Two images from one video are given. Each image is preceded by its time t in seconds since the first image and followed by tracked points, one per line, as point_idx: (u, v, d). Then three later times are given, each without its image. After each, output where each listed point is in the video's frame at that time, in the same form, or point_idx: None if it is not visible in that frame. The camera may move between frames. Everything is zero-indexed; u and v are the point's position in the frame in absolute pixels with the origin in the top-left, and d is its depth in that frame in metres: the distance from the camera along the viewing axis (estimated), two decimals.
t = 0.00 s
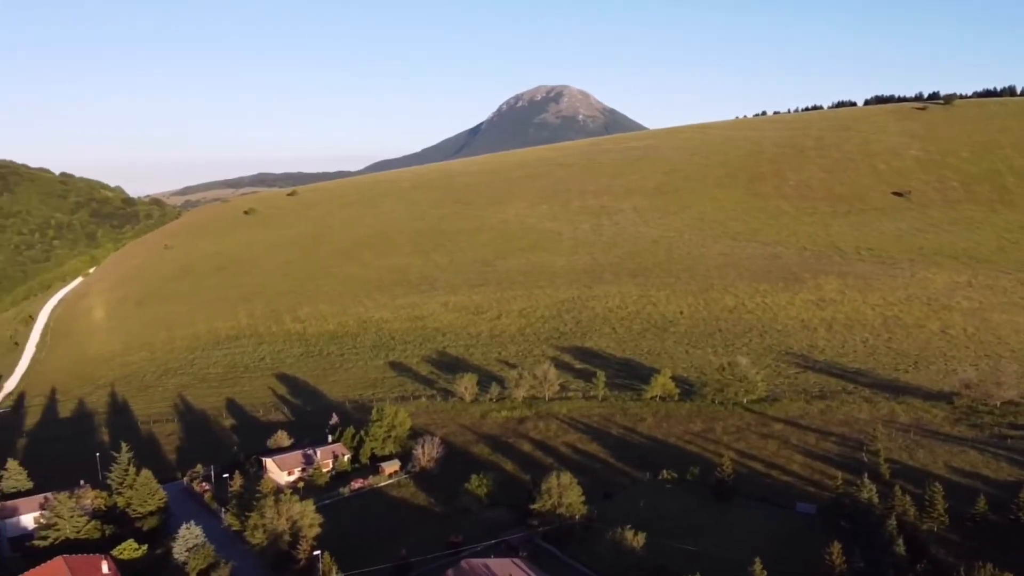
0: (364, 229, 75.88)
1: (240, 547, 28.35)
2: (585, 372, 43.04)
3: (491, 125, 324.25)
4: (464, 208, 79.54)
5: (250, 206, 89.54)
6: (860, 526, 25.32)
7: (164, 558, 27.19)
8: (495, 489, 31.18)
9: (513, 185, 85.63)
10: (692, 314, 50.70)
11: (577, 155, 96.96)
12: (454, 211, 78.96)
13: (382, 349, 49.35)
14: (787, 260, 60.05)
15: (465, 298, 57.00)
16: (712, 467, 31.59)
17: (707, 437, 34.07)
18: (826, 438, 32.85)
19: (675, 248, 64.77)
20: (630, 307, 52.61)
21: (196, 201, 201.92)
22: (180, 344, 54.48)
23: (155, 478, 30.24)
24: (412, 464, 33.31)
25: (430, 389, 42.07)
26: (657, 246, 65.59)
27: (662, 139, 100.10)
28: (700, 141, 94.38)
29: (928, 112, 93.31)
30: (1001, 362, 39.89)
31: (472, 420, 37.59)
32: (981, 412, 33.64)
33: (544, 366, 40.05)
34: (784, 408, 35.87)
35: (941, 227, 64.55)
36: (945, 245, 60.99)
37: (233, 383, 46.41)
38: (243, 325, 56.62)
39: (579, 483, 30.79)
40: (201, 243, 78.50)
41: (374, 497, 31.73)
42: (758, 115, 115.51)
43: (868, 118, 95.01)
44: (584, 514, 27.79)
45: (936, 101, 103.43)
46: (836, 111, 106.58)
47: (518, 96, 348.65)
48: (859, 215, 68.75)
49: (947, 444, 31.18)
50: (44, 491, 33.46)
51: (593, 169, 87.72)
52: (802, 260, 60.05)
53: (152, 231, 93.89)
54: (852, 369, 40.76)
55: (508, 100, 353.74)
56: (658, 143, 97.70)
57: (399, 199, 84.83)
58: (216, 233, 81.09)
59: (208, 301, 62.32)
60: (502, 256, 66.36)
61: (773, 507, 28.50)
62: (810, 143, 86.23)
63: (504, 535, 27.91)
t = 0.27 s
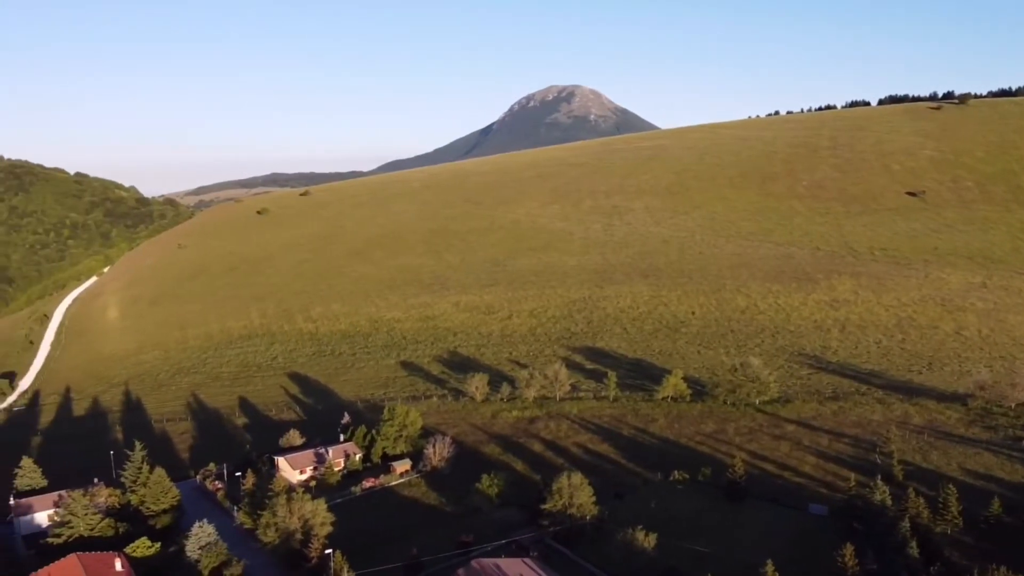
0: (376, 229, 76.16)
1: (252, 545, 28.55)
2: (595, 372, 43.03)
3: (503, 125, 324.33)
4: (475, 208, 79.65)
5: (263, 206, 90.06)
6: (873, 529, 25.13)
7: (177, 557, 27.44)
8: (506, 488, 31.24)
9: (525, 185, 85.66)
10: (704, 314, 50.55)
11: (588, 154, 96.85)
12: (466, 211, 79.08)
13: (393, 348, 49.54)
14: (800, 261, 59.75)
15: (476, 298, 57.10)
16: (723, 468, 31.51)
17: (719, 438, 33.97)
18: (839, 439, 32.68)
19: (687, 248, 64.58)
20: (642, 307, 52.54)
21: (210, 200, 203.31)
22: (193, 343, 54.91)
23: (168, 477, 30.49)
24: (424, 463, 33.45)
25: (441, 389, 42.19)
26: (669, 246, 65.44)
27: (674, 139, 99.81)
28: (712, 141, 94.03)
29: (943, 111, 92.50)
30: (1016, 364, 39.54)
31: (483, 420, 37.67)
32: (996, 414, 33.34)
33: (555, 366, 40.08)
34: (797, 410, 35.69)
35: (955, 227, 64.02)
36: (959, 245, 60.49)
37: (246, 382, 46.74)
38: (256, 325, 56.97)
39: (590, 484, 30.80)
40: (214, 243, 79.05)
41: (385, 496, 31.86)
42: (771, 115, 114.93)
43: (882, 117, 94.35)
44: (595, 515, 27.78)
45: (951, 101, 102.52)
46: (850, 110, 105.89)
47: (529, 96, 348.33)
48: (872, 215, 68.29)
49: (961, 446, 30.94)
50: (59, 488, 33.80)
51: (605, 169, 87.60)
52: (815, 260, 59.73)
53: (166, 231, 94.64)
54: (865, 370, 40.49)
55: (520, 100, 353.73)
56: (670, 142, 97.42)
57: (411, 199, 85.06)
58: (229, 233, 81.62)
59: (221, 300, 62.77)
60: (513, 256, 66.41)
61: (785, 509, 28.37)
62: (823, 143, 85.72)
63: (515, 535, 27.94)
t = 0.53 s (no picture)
0: (391, 229, 76.48)
1: (268, 543, 28.81)
2: (610, 372, 42.98)
3: (518, 125, 324.41)
4: (490, 208, 79.76)
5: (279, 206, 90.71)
6: (890, 532, 24.90)
7: (194, 553, 27.75)
8: (520, 488, 31.28)
9: (540, 185, 85.66)
10: (719, 315, 50.35)
11: (603, 154, 96.71)
12: (480, 211, 79.23)
13: (408, 348, 49.75)
14: (817, 261, 59.31)
15: (491, 297, 57.19)
16: (739, 470, 31.36)
17: (734, 440, 33.81)
18: (855, 441, 32.43)
19: (702, 249, 64.32)
20: (657, 307, 52.41)
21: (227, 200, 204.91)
22: (210, 342, 55.44)
23: (185, 474, 30.85)
24: (438, 462, 33.56)
25: (456, 388, 42.33)
26: (684, 246, 65.19)
27: (689, 139, 99.43)
28: (729, 141, 93.57)
29: (963, 110, 91.46)
30: None
31: (497, 419, 37.76)
32: (1016, 416, 32.93)
33: (569, 367, 40.10)
34: (813, 411, 35.46)
35: (975, 228, 63.28)
36: (979, 246, 59.78)
37: (262, 380, 47.14)
38: (272, 324, 57.43)
39: (604, 485, 30.77)
40: (231, 243, 79.73)
41: (399, 495, 32.03)
42: (788, 114, 114.15)
43: (901, 117, 93.46)
44: (609, 515, 27.74)
45: (971, 100, 101.32)
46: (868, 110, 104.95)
47: (544, 96, 347.99)
48: (890, 216, 67.67)
49: (979, 449, 30.59)
50: (77, 485, 34.26)
51: (620, 168, 87.42)
52: (832, 261, 59.29)
53: (183, 230, 95.57)
54: (882, 372, 40.14)
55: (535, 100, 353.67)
56: (686, 142, 97.06)
57: (426, 199, 85.35)
58: (246, 232, 82.28)
59: (238, 299, 63.33)
60: (528, 256, 66.46)
61: (801, 511, 28.18)
62: (841, 142, 85.04)
63: (529, 535, 27.96)
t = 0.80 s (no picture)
0: (404, 229, 76.71)
1: (281, 541, 29.01)
2: (623, 373, 42.91)
3: (531, 125, 324.33)
4: (503, 208, 79.82)
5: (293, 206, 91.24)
6: (904, 534, 24.71)
7: (208, 551, 28.00)
8: (532, 488, 31.30)
9: (553, 185, 85.62)
10: (733, 315, 50.12)
11: (617, 154, 96.50)
12: (493, 211, 79.32)
13: (421, 347, 49.93)
14: (831, 262, 58.90)
15: (504, 297, 57.25)
16: (752, 471, 31.22)
17: (748, 441, 33.66)
18: (870, 443, 32.20)
19: (716, 249, 64.04)
20: (670, 308, 52.27)
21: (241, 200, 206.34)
22: (225, 341, 55.86)
23: (199, 472, 31.12)
24: (450, 461, 33.64)
25: (468, 388, 42.43)
26: (698, 246, 64.94)
27: (703, 138, 99.06)
28: (743, 140, 93.10)
29: (981, 110, 90.48)
30: None
31: (509, 419, 37.81)
32: None
33: (581, 367, 40.07)
34: (827, 413, 35.24)
35: (992, 228, 62.60)
36: (997, 246, 59.13)
37: (276, 379, 47.48)
38: (286, 323, 57.80)
39: (617, 485, 30.73)
40: (245, 242, 80.28)
41: (411, 494, 32.15)
42: (803, 114, 113.43)
43: (917, 116, 92.63)
44: (622, 516, 27.69)
45: (989, 99, 100.20)
46: (884, 109, 104.08)
47: (558, 95, 347.41)
48: (907, 216, 67.07)
49: (996, 451, 30.28)
50: (93, 483, 34.62)
51: (633, 168, 87.21)
52: (848, 261, 58.87)
53: (199, 230, 96.34)
54: (898, 373, 39.82)
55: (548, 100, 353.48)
56: (700, 142, 96.70)
57: (439, 199, 85.56)
58: (260, 232, 82.81)
59: (252, 298, 63.78)
60: (541, 256, 66.47)
61: (815, 513, 28.02)
62: (857, 142, 84.39)
63: (541, 535, 27.98)
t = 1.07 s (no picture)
0: (415, 229, 76.93)
1: (293, 540, 29.21)
2: (634, 373, 42.84)
3: (543, 125, 324.19)
4: (515, 208, 79.86)
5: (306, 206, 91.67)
6: (917, 536, 24.57)
7: (221, 549, 28.23)
8: (543, 488, 31.35)
9: (564, 185, 85.57)
10: (745, 316, 49.92)
11: (629, 154, 96.28)
12: (505, 210, 79.38)
13: (432, 347, 50.06)
14: (845, 262, 58.53)
15: (514, 297, 57.29)
16: (764, 472, 31.12)
17: (761, 442, 33.54)
18: (883, 444, 32.01)
19: (728, 249, 63.80)
20: (681, 308, 52.13)
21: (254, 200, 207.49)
22: (237, 340, 56.21)
23: (211, 471, 31.36)
24: (462, 461, 33.72)
25: (479, 387, 42.52)
26: (709, 246, 64.72)
27: (715, 138, 98.70)
28: (756, 140, 92.67)
29: (997, 109, 89.65)
30: None
31: (520, 419, 37.85)
32: None
33: (593, 367, 40.06)
34: (840, 414, 35.05)
35: (1007, 229, 62.00)
36: (1012, 247, 58.55)
37: (289, 378, 47.77)
38: (298, 322, 58.11)
39: (628, 486, 30.70)
40: (258, 242, 80.74)
41: (422, 493, 32.28)
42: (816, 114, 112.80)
43: (932, 115, 91.88)
44: (633, 517, 27.68)
45: (1005, 98, 99.27)
46: (898, 108, 103.32)
47: (570, 95, 346.78)
48: (921, 216, 66.55)
49: (1011, 454, 30.03)
50: (108, 481, 34.98)
51: (645, 168, 87.01)
52: (861, 261, 58.49)
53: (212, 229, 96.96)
54: (911, 374, 39.53)
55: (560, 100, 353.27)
56: (712, 141, 96.37)
57: (451, 199, 85.72)
58: (273, 232, 83.26)
59: (265, 298, 64.16)
60: (552, 256, 66.45)
61: (827, 514, 27.89)
62: (870, 142, 83.81)
63: (552, 535, 28.01)
